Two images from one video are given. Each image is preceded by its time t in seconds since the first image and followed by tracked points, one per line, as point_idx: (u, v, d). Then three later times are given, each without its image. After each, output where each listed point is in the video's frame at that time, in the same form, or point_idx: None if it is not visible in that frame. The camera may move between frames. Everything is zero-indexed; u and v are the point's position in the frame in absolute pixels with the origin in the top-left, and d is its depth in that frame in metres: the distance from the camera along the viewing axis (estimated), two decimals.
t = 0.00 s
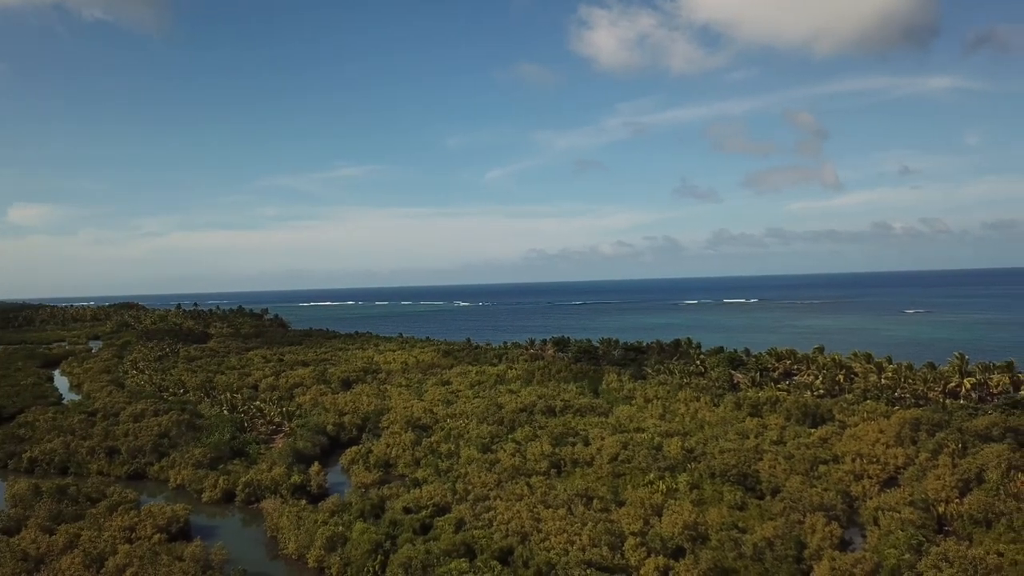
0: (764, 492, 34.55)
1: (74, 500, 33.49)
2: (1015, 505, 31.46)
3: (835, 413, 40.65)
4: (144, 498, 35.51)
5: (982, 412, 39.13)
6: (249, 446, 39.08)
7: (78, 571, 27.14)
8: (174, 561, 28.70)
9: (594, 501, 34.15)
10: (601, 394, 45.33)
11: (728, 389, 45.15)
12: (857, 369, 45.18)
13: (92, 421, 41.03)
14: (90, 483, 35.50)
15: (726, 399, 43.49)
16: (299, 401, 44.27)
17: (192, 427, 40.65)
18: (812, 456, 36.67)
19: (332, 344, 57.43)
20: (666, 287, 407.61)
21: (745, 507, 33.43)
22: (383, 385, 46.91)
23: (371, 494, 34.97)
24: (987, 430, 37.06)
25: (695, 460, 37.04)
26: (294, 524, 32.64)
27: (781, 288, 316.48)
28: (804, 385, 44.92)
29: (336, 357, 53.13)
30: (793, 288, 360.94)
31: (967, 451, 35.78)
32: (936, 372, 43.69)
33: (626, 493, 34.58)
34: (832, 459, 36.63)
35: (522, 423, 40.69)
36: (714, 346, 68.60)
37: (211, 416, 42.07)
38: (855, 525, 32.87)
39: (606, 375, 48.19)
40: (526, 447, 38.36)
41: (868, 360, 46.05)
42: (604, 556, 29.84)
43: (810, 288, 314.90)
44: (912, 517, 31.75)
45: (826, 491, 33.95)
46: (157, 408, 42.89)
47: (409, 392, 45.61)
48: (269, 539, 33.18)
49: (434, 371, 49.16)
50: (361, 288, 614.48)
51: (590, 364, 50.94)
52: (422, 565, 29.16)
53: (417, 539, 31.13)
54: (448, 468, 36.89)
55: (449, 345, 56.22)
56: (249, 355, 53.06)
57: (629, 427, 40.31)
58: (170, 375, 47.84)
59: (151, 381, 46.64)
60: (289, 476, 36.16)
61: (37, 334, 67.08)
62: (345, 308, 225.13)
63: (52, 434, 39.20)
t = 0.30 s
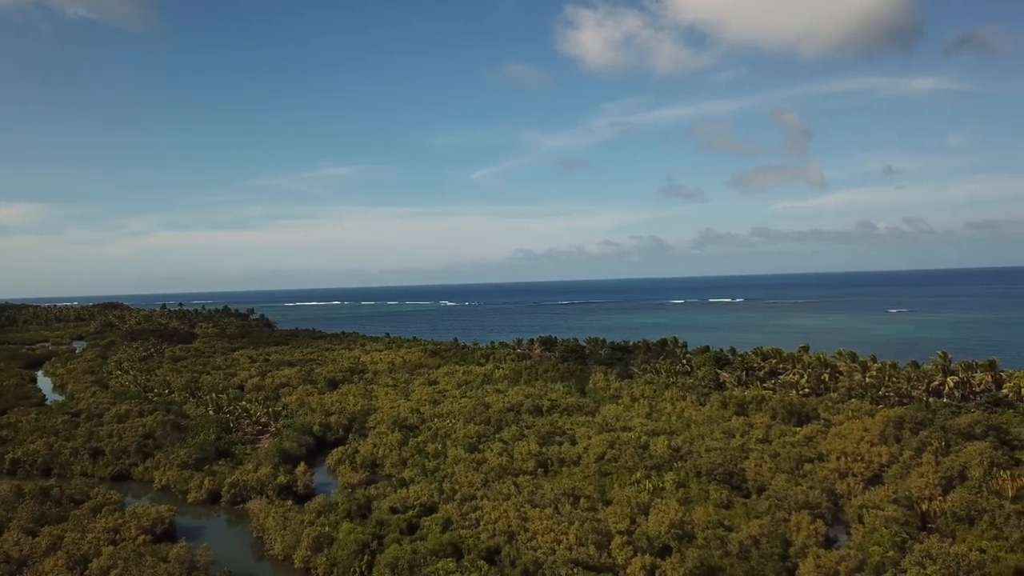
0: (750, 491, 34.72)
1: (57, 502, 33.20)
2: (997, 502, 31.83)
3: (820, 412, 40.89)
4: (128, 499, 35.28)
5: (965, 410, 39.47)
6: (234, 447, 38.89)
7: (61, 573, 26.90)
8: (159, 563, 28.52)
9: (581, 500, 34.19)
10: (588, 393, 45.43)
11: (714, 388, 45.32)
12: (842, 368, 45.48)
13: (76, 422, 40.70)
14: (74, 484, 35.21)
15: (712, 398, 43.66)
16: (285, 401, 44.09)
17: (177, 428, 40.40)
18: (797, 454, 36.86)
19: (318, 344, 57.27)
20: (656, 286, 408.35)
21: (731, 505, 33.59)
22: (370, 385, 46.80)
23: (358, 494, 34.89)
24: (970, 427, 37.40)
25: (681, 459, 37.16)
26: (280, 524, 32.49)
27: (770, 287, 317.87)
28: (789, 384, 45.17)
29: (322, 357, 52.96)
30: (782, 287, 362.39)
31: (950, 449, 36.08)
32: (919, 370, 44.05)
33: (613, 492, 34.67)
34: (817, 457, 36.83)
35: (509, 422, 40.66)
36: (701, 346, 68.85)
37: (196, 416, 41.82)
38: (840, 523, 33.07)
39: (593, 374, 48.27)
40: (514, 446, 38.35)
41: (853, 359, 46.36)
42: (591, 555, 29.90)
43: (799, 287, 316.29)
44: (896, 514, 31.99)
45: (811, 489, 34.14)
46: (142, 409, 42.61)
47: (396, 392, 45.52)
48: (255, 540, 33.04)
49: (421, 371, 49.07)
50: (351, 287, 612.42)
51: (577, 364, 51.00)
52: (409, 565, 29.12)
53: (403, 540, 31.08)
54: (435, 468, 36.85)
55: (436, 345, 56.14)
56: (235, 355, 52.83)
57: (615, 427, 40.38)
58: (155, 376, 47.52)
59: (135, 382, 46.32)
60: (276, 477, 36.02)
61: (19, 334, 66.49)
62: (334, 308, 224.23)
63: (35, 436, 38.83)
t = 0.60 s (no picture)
0: (732, 489, 34.91)
1: (35, 505, 32.80)
2: (974, 500, 32.27)
3: (801, 411, 41.15)
4: (108, 501, 34.95)
5: (943, 409, 39.87)
6: (216, 448, 38.63)
7: None
8: (138, 565, 28.27)
9: (564, 499, 34.24)
10: (571, 392, 45.50)
11: (697, 387, 45.51)
12: (823, 367, 45.83)
13: (54, 423, 40.23)
14: (52, 486, 34.80)
15: (694, 397, 43.84)
16: (267, 401, 43.82)
17: (158, 429, 40.07)
18: (779, 453, 37.08)
19: (301, 344, 57.03)
20: (643, 286, 409.30)
21: (713, 504, 33.77)
22: (353, 385, 46.64)
23: (341, 495, 34.77)
24: (949, 425, 37.82)
25: (664, 458, 37.28)
26: (262, 526, 32.29)
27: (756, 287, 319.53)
28: (771, 383, 45.43)
29: (305, 357, 52.72)
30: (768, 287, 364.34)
31: (929, 447, 36.45)
32: (899, 369, 44.45)
33: (596, 491, 34.76)
34: (799, 456, 37.07)
35: (493, 422, 40.63)
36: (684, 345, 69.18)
37: (177, 417, 41.49)
38: (821, 521, 33.32)
39: (576, 374, 48.33)
40: (497, 446, 38.34)
41: (833, 358, 46.73)
42: (574, 554, 29.96)
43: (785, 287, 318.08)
44: (876, 511, 32.27)
45: (792, 488, 34.36)
46: (122, 409, 42.19)
47: (379, 391, 45.39)
48: (236, 541, 32.82)
49: (405, 371, 48.97)
50: (336, 288, 609.45)
51: (560, 363, 51.03)
52: (392, 566, 29.04)
53: (386, 540, 31.01)
54: (418, 468, 36.77)
55: (419, 345, 56.01)
56: (217, 356, 52.49)
57: (599, 426, 40.46)
58: (136, 377, 47.09)
59: (115, 382, 45.88)
60: (258, 478, 35.82)
61: None
62: (320, 308, 223.12)
63: (12, 437, 38.34)
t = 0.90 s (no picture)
0: (707, 488, 35.15)
1: (3, 509, 32.22)
2: (944, 496, 32.81)
3: (775, 409, 41.52)
4: (78, 504, 34.47)
5: (914, 406, 40.44)
6: (190, 450, 38.24)
7: None
8: (110, 569, 27.90)
9: (540, 499, 34.27)
10: (548, 392, 45.57)
11: (672, 386, 45.77)
12: (797, 366, 46.30)
13: (23, 426, 39.57)
14: (21, 490, 34.22)
15: (670, 396, 44.07)
16: (242, 402, 43.42)
17: (130, 430, 39.58)
18: (753, 451, 37.36)
19: (276, 344, 56.59)
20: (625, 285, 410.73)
21: (689, 502, 33.98)
22: (329, 385, 46.39)
23: (316, 496, 34.55)
24: (920, 423, 38.35)
25: (639, 457, 37.44)
26: (236, 528, 32.01)
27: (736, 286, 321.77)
28: (745, 382, 45.78)
29: (280, 357, 52.33)
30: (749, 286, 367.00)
31: (900, 444, 36.93)
32: (871, 368, 44.99)
33: (573, 491, 34.85)
34: (773, 454, 37.38)
35: (470, 422, 40.56)
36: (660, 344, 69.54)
37: (150, 419, 40.99)
38: (795, 518, 33.65)
39: (553, 373, 48.37)
40: (473, 446, 38.30)
41: (807, 357, 47.22)
42: (550, 554, 29.99)
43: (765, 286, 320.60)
44: (849, 509, 32.65)
45: (766, 486, 34.64)
46: (93, 411, 41.59)
47: (355, 392, 45.19)
48: (210, 543, 32.49)
49: (381, 371, 48.80)
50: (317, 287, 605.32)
51: (537, 363, 51.05)
52: (368, 567, 28.90)
53: (362, 541, 30.88)
54: (394, 468, 36.65)
55: (395, 345, 55.83)
56: (190, 357, 51.95)
57: (575, 425, 40.54)
58: (107, 378, 46.44)
59: (86, 384, 45.22)
60: (232, 479, 35.50)
61: None
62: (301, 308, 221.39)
63: None
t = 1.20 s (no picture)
0: (686, 486, 35.34)
1: None
2: (919, 493, 33.25)
3: (753, 408, 41.83)
4: (52, 508, 34.02)
5: (890, 405, 40.92)
6: (166, 451, 37.89)
7: None
8: (84, 572, 27.55)
9: (520, 498, 34.30)
10: (528, 391, 45.61)
11: (651, 386, 45.99)
12: (774, 365, 46.69)
13: None
14: None
15: (649, 396, 44.24)
16: (219, 404, 43.07)
17: (106, 433, 39.15)
18: (731, 450, 37.60)
19: (255, 345, 56.22)
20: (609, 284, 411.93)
21: (667, 501, 34.15)
22: (307, 386, 46.13)
23: (295, 497, 34.33)
24: (895, 421, 38.80)
25: (619, 456, 37.57)
26: (214, 530, 31.73)
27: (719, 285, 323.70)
28: (724, 381, 46.08)
29: (259, 358, 51.96)
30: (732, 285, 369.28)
31: (876, 442, 37.35)
32: (847, 367, 45.43)
33: (552, 490, 34.92)
34: (751, 453, 37.65)
35: (449, 422, 40.51)
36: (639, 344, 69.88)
37: (126, 420, 40.55)
38: (772, 516, 33.91)
39: (532, 373, 48.39)
40: (453, 446, 38.24)
41: (784, 357, 47.63)
42: (530, 553, 30.02)
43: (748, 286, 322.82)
44: (825, 506, 32.96)
45: (745, 484, 34.87)
46: (67, 413, 41.07)
47: (334, 392, 44.98)
48: (187, 546, 32.20)
49: (360, 371, 48.63)
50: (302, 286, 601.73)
51: (517, 363, 51.04)
52: (347, 568, 28.78)
53: (342, 542, 30.74)
54: (374, 469, 36.54)
55: (375, 345, 55.67)
56: (167, 357, 51.47)
57: (555, 425, 40.60)
58: (82, 380, 45.87)
59: (61, 386, 44.64)
60: (209, 481, 35.22)
61: None
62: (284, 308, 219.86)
63: None
